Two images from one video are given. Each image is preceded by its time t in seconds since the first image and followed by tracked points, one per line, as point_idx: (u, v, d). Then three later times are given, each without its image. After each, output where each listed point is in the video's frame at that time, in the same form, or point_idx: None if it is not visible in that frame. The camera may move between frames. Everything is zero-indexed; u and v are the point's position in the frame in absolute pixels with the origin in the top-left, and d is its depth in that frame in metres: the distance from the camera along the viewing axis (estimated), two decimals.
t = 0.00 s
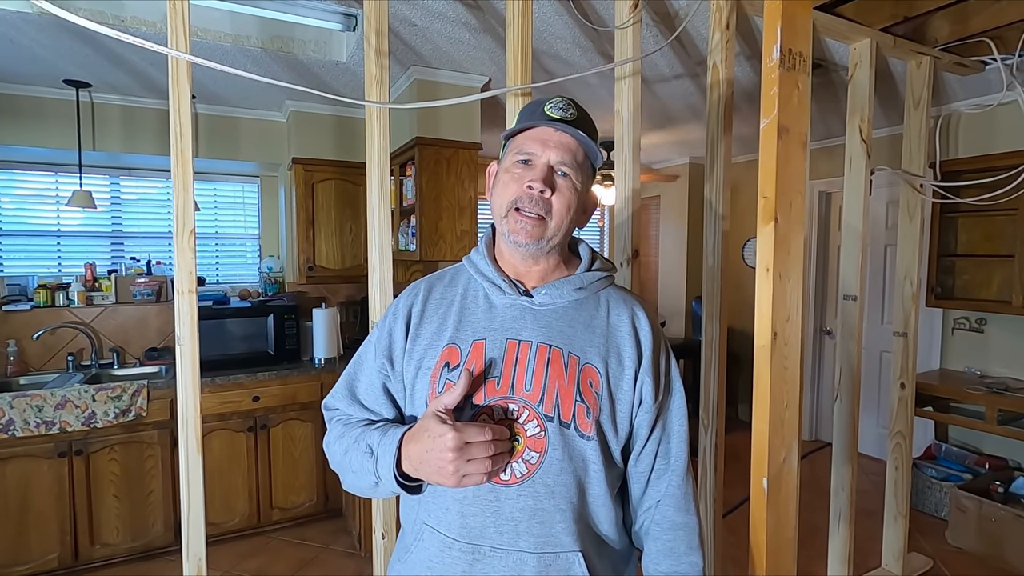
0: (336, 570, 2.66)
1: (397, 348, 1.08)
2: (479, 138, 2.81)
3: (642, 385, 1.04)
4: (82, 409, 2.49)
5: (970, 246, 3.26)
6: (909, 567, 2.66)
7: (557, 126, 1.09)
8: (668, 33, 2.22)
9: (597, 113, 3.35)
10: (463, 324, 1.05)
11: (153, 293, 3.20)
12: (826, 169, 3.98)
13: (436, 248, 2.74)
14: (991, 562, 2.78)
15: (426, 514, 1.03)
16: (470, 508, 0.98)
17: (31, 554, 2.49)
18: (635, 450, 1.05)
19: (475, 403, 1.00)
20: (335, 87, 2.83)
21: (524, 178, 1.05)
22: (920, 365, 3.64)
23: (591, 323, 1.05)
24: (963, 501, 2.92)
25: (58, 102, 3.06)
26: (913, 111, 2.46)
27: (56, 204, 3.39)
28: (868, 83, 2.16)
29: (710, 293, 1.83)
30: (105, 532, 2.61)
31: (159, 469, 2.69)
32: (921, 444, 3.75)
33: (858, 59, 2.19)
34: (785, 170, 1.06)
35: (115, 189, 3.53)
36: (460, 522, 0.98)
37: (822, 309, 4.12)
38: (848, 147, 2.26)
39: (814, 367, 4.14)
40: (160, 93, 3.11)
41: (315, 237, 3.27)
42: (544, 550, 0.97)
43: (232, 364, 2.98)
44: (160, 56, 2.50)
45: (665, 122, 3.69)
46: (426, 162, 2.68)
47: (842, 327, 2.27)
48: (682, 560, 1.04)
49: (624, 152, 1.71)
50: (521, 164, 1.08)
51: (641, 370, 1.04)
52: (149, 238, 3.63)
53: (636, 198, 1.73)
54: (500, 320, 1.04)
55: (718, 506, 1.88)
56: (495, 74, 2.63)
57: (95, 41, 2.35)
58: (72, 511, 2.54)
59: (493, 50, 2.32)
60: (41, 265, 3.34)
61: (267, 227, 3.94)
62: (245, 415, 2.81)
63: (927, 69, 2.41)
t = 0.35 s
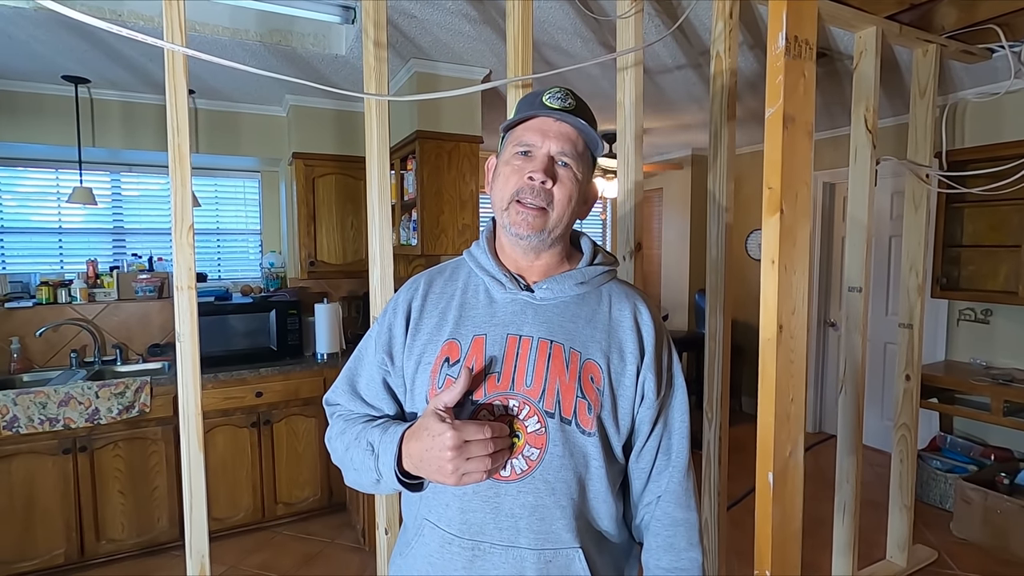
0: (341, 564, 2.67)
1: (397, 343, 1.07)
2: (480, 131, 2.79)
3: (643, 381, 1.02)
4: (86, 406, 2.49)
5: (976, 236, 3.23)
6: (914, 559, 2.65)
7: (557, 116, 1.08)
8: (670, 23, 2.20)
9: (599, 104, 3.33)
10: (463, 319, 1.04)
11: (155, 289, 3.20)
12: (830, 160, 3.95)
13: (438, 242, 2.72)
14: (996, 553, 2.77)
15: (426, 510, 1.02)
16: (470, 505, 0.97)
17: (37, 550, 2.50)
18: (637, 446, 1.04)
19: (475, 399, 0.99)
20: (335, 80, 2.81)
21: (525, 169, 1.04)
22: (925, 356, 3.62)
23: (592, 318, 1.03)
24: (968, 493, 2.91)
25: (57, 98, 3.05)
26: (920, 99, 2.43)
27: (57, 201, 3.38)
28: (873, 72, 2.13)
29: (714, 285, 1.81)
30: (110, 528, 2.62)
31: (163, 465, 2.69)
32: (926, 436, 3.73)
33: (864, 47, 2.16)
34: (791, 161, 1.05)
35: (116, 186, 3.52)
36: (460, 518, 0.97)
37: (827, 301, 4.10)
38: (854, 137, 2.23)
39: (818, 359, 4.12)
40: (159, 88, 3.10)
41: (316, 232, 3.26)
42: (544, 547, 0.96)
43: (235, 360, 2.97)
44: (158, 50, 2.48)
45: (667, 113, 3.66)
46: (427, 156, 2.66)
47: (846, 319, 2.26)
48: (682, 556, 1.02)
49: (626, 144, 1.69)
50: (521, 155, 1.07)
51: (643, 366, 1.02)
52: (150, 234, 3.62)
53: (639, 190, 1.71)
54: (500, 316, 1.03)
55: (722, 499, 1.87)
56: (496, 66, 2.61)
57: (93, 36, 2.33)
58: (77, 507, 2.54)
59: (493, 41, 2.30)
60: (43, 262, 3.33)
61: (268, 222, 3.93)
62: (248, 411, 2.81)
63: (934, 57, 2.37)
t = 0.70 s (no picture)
0: (340, 565, 2.66)
1: (398, 342, 1.06)
2: (479, 129, 2.78)
3: (646, 380, 1.01)
4: (84, 406, 2.48)
5: (977, 235, 3.22)
6: (915, 558, 2.64)
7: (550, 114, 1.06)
8: (670, 21, 2.19)
9: (598, 103, 3.32)
10: (465, 318, 1.03)
11: (154, 289, 3.19)
12: (831, 158, 3.93)
13: (438, 241, 2.71)
14: (997, 552, 2.76)
15: (428, 510, 1.01)
16: (471, 505, 0.96)
17: (36, 550, 2.49)
18: (640, 446, 1.03)
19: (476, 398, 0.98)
20: (333, 79, 2.79)
21: (521, 171, 1.03)
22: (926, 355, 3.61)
23: (595, 317, 1.03)
24: (968, 492, 2.90)
25: (55, 98, 3.04)
26: (920, 97, 2.41)
27: (55, 201, 3.37)
28: (874, 70, 2.12)
29: (714, 283, 1.80)
30: (109, 528, 2.61)
31: (162, 465, 2.68)
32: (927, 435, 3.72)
33: (864, 45, 2.15)
34: (792, 158, 1.04)
35: (115, 186, 3.51)
36: (462, 518, 0.96)
37: (827, 299, 4.09)
38: (854, 135, 2.22)
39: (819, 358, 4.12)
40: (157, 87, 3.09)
41: (315, 231, 3.25)
42: (546, 547, 0.95)
43: (233, 360, 2.97)
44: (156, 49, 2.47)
45: (666, 112, 3.65)
46: (426, 154, 2.65)
47: (847, 318, 2.25)
48: (685, 557, 1.02)
49: (626, 142, 1.68)
50: (516, 156, 1.06)
51: (646, 364, 1.01)
52: (149, 234, 3.62)
53: (639, 188, 1.70)
54: (502, 315, 1.02)
55: (722, 497, 1.86)
56: (495, 64, 2.60)
57: (90, 35, 2.32)
58: (76, 508, 2.53)
59: (492, 39, 2.28)
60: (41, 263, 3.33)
61: (267, 222, 3.92)
62: (247, 411, 2.80)
63: (935, 54, 2.36)
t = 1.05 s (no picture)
0: (340, 565, 2.65)
1: (398, 342, 1.05)
2: (478, 129, 2.77)
3: (652, 379, 1.00)
4: (82, 407, 2.48)
5: (977, 233, 3.21)
6: (916, 557, 2.63)
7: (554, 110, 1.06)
8: (669, 19, 2.18)
9: (597, 101, 3.31)
10: (468, 317, 1.03)
11: (152, 290, 3.19)
12: (830, 156, 3.93)
13: (437, 241, 2.70)
14: (997, 551, 2.76)
15: (430, 510, 1.00)
16: (473, 505, 0.95)
17: (35, 552, 2.48)
18: (645, 446, 1.02)
19: (478, 397, 0.97)
20: (331, 79, 2.79)
21: (525, 166, 1.02)
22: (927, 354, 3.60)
23: (599, 315, 1.02)
24: (970, 491, 2.90)
25: (52, 98, 3.03)
26: (921, 95, 2.41)
27: (53, 201, 3.36)
28: (874, 68, 2.11)
29: (714, 282, 1.79)
30: (108, 530, 2.60)
31: (161, 466, 2.68)
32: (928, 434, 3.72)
33: (864, 43, 2.14)
34: (793, 156, 1.03)
35: (113, 186, 3.50)
36: (465, 519, 0.95)
37: (827, 298, 4.08)
38: (855, 133, 2.21)
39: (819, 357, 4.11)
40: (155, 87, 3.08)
41: (314, 231, 3.24)
42: (550, 549, 0.95)
43: (232, 361, 2.96)
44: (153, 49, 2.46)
45: (666, 111, 3.64)
46: (425, 154, 2.64)
47: (847, 316, 2.24)
48: (694, 559, 1.01)
49: (626, 141, 1.67)
50: (520, 152, 1.05)
51: (651, 363, 1.01)
52: (147, 234, 3.61)
53: (639, 187, 1.69)
54: (506, 313, 1.02)
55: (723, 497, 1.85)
56: (493, 63, 2.59)
57: (87, 35, 2.31)
58: (75, 510, 2.52)
59: (491, 38, 2.28)
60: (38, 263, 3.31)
61: (266, 222, 3.91)
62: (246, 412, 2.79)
63: (935, 52, 2.35)
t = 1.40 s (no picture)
0: (338, 567, 2.64)
1: (403, 341, 1.05)
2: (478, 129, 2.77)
3: (666, 375, 1.01)
4: (79, 408, 2.46)
5: (975, 234, 3.22)
6: (915, 558, 2.63)
7: (523, 109, 1.05)
8: (670, 20, 2.18)
9: (597, 102, 3.30)
10: (476, 313, 1.02)
11: (150, 290, 3.16)
12: (829, 157, 3.93)
13: (436, 241, 2.70)
14: (996, 552, 2.76)
15: (438, 513, 1.00)
16: (484, 506, 0.95)
17: (31, 554, 2.46)
18: (661, 444, 1.02)
19: (488, 395, 0.97)
20: (330, 78, 2.78)
21: (518, 172, 1.02)
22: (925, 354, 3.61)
23: (612, 310, 1.02)
24: (968, 491, 2.90)
25: (50, 98, 3.02)
26: (920, 97, 2.41)
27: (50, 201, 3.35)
28: (874, 69, 2.11)
29: (716, 282, 1.79)
30: (105, 532, 2.58)
31: (159, 467, 2.66)
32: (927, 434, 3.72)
33: (865, 44, 2.14)
34: (798, 158, 1.03)
35: (110, 186, 3.48)
36: (473, 522, 0.95)
37: (825, 299, 4.09)
38: (854, 135, 2.20)
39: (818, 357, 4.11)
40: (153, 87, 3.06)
41: (313, 231, 3.22)
42: (562, 552, 0.94)
43: (230, 361, 2.94)
44: (152, 48, 2.45)
45: (665, 111, 3.65)
46: (425, 154, 2.64)
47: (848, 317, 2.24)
48: (712, 562, 0.99)
49: (627, 141, 1.67)
50: (507, 159, 1.05)
51: (665, 359, 1.01)
52: (145, 234, 3.59)
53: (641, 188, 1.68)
54: (515, 310, 1.02)
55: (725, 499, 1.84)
56: (493, 63, 2.58)
57: (85, 34, 2.30)
58: (71, 511, 2.51)
59: (491, 38, 2.27)
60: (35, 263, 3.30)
61: (264, 222, 3.90)
62: (245, 413, 2.78)
63: (934, 54, 2.35)
